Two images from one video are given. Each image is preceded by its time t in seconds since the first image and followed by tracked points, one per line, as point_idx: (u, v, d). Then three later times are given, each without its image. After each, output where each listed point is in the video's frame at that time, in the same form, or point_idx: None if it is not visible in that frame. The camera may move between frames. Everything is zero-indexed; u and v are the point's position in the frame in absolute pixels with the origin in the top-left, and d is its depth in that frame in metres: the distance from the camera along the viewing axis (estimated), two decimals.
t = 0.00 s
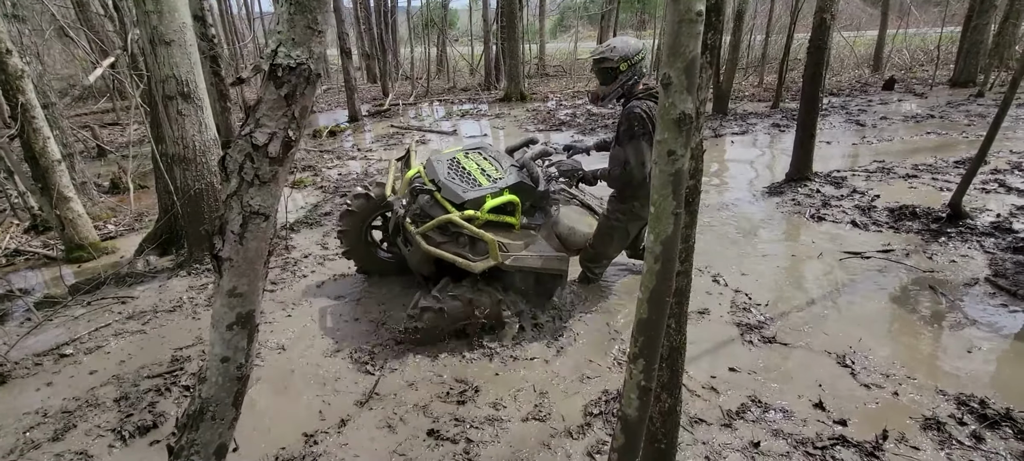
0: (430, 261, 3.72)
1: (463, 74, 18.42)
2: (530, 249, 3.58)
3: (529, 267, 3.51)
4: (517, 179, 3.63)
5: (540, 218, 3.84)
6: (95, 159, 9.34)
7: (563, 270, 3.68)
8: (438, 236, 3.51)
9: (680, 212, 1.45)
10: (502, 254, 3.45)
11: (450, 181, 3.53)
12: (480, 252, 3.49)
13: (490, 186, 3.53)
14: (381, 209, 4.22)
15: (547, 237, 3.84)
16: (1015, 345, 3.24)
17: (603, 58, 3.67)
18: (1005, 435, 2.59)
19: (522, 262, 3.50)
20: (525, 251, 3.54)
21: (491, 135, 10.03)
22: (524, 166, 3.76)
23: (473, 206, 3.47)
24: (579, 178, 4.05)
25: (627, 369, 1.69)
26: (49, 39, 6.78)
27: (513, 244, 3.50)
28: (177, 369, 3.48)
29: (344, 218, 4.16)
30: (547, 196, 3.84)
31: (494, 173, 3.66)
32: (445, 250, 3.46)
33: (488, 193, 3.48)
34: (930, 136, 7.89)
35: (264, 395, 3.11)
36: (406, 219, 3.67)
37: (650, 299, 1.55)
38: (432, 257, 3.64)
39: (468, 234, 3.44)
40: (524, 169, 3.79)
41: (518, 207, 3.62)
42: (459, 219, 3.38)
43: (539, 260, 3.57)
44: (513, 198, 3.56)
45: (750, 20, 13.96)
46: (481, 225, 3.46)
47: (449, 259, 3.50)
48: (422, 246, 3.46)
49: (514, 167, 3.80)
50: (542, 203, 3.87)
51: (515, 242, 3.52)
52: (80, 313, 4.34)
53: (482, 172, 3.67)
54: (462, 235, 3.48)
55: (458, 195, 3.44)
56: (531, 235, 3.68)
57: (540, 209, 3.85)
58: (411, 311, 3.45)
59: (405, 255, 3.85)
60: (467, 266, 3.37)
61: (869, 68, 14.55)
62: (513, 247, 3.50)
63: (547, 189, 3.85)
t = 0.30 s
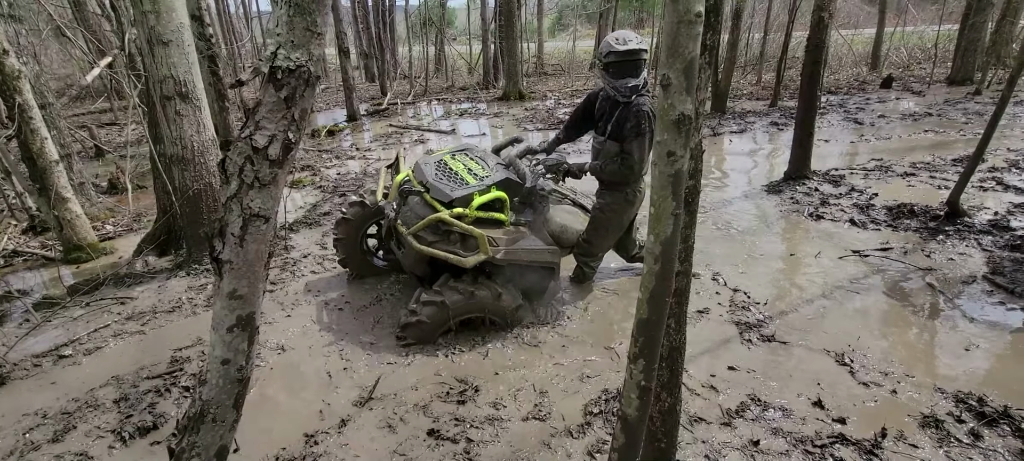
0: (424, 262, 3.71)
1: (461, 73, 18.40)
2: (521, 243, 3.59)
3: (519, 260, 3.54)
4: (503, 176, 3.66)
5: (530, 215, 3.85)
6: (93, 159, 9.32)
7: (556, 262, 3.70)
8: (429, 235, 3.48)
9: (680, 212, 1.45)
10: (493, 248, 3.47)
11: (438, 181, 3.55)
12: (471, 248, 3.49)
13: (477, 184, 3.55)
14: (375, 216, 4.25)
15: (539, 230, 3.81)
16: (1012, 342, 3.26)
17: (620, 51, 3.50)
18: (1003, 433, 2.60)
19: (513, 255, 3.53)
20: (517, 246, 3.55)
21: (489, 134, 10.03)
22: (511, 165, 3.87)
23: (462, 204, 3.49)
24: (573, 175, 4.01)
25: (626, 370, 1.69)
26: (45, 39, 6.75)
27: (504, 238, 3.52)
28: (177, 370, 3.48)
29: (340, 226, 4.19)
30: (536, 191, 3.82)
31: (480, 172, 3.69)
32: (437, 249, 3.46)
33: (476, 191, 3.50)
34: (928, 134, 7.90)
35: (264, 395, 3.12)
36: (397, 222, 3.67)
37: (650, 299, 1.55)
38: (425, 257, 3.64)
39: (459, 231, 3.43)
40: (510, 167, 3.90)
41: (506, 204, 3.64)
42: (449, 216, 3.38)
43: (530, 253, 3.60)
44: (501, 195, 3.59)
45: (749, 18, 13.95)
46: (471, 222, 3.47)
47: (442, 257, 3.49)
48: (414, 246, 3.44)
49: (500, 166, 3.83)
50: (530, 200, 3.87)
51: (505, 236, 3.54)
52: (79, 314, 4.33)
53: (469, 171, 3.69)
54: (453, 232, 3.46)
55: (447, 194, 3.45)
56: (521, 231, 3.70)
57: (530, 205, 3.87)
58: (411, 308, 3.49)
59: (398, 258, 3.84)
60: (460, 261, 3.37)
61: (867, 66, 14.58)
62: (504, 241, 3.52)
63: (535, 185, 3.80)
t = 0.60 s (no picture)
0: (425, 260, 3.73)
1: (461, 73, 18.41)
2: (521, 235, 3.63)
3: (522, 252, 3.57)
4: (500, 172, 3.67)
5: (527, 211, 3.85)
6: (93, 158, 9.32)
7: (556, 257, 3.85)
8: (430, 233, 3.50)
9: (687, 214, 1.47)
10: (494, 242, 3.50)
11: (436, 180, 3.55)
12: (472, 242, 3.52)
13: (474, 181, 3.56)
14: (375, 222, 4.31)
15: (536, 226, 3.92)
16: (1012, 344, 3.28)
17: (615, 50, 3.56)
18: (1004, 434, 2.62)
19: (513, 248, 3.56)
20: (517, 238, 3.59)
21: (489, 134, 10.04)
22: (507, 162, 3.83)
23: (461, 201, 3.49)
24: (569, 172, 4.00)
25: (633, 370, 1.70)
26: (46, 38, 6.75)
27: (504, 232, 3.56)
28: (180, 369, 3.48)
29: (340, 230, 4.26)
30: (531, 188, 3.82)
31: (477, 169, 3.69)
32: (438, 245, 3.46)
33: (474, 187, 3.52)
34: (928, 136, 7.92)
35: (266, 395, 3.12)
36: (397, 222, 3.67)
37: (657, 300, 1.57)
38: (426, 256, 3.65)
39: (459, 227, 3.44)
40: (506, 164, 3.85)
41: (504, 199, 3.66)
42: (449, 213, 3.38)
43: (531, 245, 3.63)
44: (498, 190, 3.60)
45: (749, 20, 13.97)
46: (471, 217, 3.47)
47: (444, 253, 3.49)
48: (415, 244, 3.43)
49: (496, 163, 3.82)
50: (528, 196, 3.85)
51: (505, 230, 3.57)
52: (81, 313, 4.34)
53: (466, 170, 3.70)
54: (453, 229, 3.47)
55: (445, 191, 3.46)
56: (521, 226, 3.72)
57: (527, 201, 3.86)
58: (418, 303, 3.52)
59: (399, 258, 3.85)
60: (462, 255, 3.39)
61: (867, 67, 14.61)
62: (504, 235, 3.56)
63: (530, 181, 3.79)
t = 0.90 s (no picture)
0: (431, 260, 3.75)
1: (463, 73, 18.43)
2: (526, 236, 3.70)
3: (529, 252, 3.61)
4: (506, 173, 3.69)
5: (532, 212, 3.90)
6: (94, 155, 9.33)
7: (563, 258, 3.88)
8: (437, 234, 3.51)
9: (695, 217, 1.48)
10: (501, 242, 3.55)
11: (442, 180, 3.55)
12: (479, 242, 3.54)
13: (481, 181, 3.59)
14: (380, 221, 4.33)
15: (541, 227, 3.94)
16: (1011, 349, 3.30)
17: (593, 59, 3.73)
18: (1003, 438, 2.64)
19: (519, 248, 3.60)
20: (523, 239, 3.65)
21: (491, 135, 10.06)
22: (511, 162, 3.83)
23: (468, 201, 3.52)
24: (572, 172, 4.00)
25: (639, 371, 1.72)
26: (50, 34, 6.77)
27: (510, 232, 3.61)
28: (183, 366, 3.49)
29: (345, 229, 4.26)
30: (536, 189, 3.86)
31: (483, 169, 3.71)
32: (445, 245, 3.48)
33: (481, 187, 3.55)
34: (928, 141, 7.95)
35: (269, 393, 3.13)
36: (404, 223, 3.67)
37: (664, 301, 1.58)
38: (431, 256, 3.66)
39: (467, 227, 3.47)
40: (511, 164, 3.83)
41: (509, 200, 3.71)
42: (457, 213, 3.40)
43: (537, 245, 3.68)
44: (504, 191, 3.64)
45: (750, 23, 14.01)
46: (478, 218, 3.51)
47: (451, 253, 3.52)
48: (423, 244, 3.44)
49: (502, 164, 3.83)
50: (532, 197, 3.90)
51: (511, 230, 3.63)
52: (84, 309, 4.35)
53: (472, 170, 3.71)
54: (461, 229, 3.49)
55: (453, 191, 3.47)
56: (525, 227, 3.77)
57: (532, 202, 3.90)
58: (428, 300, 3.55)
59: (405, 258, 3.86)
60: (470, 255, 3.42)
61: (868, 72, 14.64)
62: (510, 235, 3.61)
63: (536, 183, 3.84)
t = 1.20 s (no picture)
0: (434, 260, 3.75)
1: (465, 74, 18.45)
2: (530, 237, 3.69)
3: (533, 253, 3.62)
4: (510, 173, 3.71)
5: (535, 213, 3.91)
6: (97, 152, 9.35)
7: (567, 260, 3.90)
8: (441, 233, 3.52)
9: (698, 217, 1.50)
10: (504, 242, 3.55)
11: (447, 180, 3.57)
12: (483, 243, 3.55)
13: (485, 182, 3.60)
14: (385, 221, 4.34)
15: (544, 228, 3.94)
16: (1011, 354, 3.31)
17: (562, 68, 3.79)
18: (1002, 442, 2.64)
19: (523, 248, 3.60)
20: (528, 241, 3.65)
21: (493, 136, 10.08)
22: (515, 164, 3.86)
23: (472, 201, 3.52)
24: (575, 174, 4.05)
25: (641, 369, 1.73)
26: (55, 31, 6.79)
27: (514, 233, 3.62)
28: (185, 362, 3.50)
29: (350, 226, 4.27)
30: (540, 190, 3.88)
31: (488, 170, 3.73)
32: (449, 245, 3.48)
33: (485, 188, 3.55)
34: (929, 147, 7.96)
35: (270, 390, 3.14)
36: (408, 223, 3.67)
37: (667, 300, 1.60)
38: (434, 255, 3.67)
39: (471, 227, 3.48)
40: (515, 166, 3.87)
41: (513, 201, 3.71)
42: (461, 213, 3.41)
43: (541, 246, 3.69)
44: (508, 192, 3.65)
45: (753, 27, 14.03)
46: (481, 218, 3.51)
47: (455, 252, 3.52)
48: (428, 243, 3.45)
49: (506, 165, 3.85)
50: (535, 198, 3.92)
51: (515, 231, 3.63)
52: (85, 305, 4.36)
53: (476, 171, 3.73)
54: (465, 229, 3.50)
55: (457, 192, 3.48)
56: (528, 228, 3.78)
57: (535, 203, 3.91)
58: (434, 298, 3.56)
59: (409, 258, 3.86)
60: (474, 255, 3.42)
61: (870, 78, 14.67)
62: (514, 235, 3.61)
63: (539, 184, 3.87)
